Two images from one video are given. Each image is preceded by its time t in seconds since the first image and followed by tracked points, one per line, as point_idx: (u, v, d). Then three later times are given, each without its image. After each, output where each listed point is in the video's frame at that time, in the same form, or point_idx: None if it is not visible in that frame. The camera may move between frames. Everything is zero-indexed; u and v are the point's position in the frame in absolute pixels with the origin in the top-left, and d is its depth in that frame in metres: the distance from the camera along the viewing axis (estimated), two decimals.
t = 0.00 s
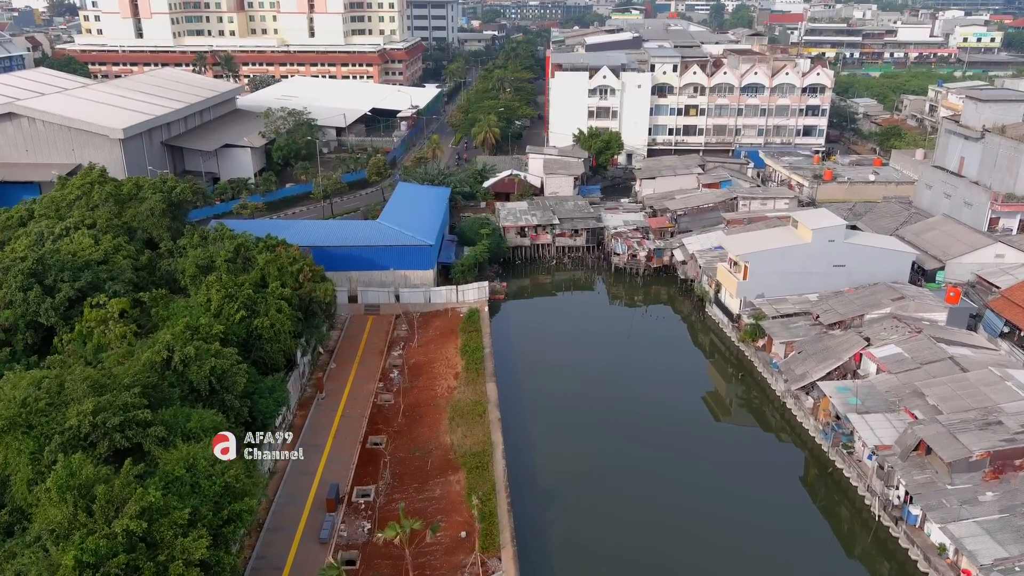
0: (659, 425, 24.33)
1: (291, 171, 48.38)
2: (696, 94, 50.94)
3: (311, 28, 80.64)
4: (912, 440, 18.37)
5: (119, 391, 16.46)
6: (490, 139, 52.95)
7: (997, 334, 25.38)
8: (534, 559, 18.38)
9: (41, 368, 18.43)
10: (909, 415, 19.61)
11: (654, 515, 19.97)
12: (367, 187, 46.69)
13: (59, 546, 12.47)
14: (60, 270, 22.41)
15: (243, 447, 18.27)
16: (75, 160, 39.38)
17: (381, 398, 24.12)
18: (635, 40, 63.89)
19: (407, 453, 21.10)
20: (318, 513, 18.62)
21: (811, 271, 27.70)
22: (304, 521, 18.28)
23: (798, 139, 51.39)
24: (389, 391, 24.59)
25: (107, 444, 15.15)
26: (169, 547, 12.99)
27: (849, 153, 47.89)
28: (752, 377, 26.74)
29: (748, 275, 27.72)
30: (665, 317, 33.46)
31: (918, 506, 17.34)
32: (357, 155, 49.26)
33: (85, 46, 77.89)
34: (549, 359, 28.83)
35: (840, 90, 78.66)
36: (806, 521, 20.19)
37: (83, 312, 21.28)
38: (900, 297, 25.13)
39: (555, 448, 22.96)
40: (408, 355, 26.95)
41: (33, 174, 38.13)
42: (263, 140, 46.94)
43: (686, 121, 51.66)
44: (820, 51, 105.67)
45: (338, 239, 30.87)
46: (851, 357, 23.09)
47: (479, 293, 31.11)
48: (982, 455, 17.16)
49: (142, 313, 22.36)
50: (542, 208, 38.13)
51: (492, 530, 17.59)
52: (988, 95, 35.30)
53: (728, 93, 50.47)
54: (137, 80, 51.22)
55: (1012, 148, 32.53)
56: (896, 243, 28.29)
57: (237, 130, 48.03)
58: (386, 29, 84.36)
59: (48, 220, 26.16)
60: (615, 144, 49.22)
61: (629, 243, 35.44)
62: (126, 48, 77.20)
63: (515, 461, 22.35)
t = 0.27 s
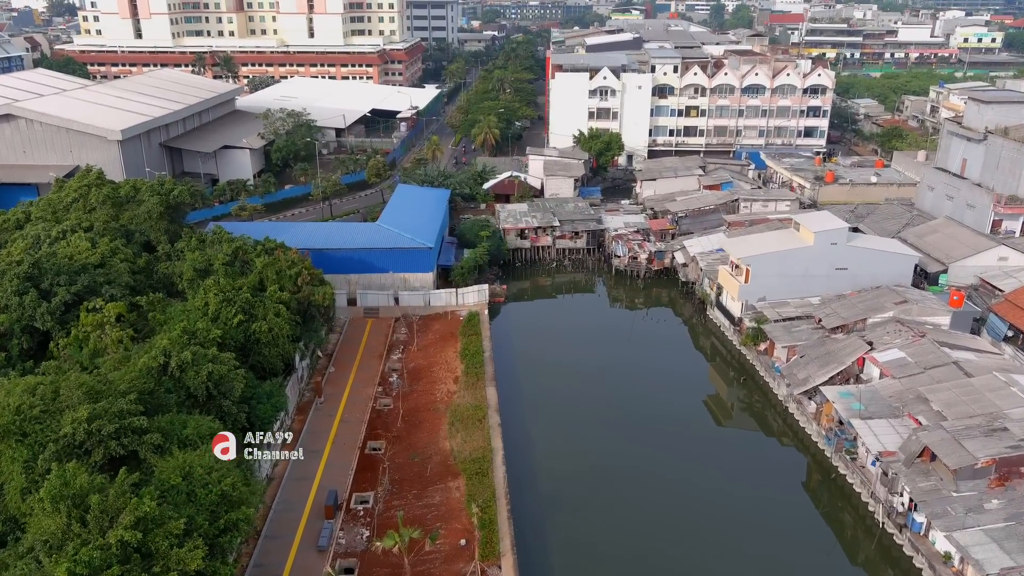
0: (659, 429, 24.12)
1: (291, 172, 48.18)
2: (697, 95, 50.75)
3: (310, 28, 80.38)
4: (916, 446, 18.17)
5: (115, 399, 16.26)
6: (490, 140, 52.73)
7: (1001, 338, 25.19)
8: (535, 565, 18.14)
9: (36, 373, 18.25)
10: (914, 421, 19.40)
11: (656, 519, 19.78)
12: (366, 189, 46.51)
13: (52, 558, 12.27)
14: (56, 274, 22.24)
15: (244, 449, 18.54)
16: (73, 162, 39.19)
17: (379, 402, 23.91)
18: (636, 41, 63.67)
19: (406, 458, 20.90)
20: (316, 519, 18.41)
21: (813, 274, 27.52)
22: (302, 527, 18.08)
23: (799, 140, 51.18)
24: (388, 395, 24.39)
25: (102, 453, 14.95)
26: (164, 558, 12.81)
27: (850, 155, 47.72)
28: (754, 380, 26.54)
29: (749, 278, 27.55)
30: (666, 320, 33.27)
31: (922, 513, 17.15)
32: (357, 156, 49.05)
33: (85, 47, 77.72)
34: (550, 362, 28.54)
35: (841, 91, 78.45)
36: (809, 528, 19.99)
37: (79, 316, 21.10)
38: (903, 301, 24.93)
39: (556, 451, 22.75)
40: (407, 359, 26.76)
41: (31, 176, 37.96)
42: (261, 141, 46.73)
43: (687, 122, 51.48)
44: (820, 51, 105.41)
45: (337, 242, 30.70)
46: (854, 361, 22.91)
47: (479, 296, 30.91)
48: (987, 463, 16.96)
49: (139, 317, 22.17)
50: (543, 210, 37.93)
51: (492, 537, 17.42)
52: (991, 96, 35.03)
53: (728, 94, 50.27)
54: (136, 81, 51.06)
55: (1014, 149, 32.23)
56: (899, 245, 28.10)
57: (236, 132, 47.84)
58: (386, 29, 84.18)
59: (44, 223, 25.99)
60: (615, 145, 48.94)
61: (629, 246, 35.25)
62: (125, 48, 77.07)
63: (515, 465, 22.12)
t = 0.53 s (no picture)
0: (661, 435, 23.87)
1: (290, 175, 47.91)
2: (698, 96, 50.54)
3: (310, 29, 80.01)
4: (922, 455, 17.91)
5: (109, 408, 16.02)
6: (490, 142, 52.41)
7: (1006, 343, 24.95)
8: None
9: (29, 381, 18.02)
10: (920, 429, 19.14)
11: (659, 529, 19.55)
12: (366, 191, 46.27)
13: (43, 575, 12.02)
14: (51, 279, 22.02)
15: (245, 449, 18.77)
16: (71, 164, 38.96)
17: (378, 408, 23.67)
18: (636, 42, 63.44)
19: (405, 467, 20.65)
20: (314, 529, 18.18)
21: (816, 278, 27.27)
22: (299, 538, 17.84)
23: (801, 141, 50.93)
24: (387, 401, 24.15)
25: (95, 464, 14.71)
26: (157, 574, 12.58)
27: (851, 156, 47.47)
28: (757, 386, 26.29)
29: (752, 282, 27.30)
30: (667, 324, 33.03)
31: (929, 523, 16.89)
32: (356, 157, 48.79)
33: (84, 47, 77.49)
34: (551, 367, 28.26)
35: (842, 92, 78.20)
36: (813, 537, 19.76)
37: (74, 322, 20.86)
38: (908, 306, 24.67)
39: (557, 459, 22.48)
40: (406, 364, 26.52)
41: (28, 177, 37.72)
42: (260, 143, 46.47)
43: (688, 124, 51.24)
44: (821, 52, 105.05)
45: (336, 245, 30.46)
46: (857, 367, 22.66)
47: (479, 300, 30.68)
48: (994, 472, 16.70)
49: (135, 323, 21.94)
50: (543, 212, 37.68)
51: (492, 548, 17.19)
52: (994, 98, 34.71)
53: (729, 95, 50.01)
54: (134, 82, 50.83)
55: (1018, 151, 31.79)
56: (902, 249, 27.85)
57: (235, 133, 47.59)
58: (385, 30, 83.89)
59: (40, 227, 25.77)
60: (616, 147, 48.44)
61: (630, 249, 35.01)
62: (124, 49, 76.83)
63: (515, 473, 21.86)
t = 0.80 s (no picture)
0: (663, 444, 23.53)
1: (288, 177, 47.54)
2: (699, 98, 50.28)
3: (309, 30, 79.50)
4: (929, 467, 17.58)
5: (101, 421, 15.68)
6: (490, 144, 51.99)
7: (1012, 350, 24.64)
8: None
9: (20, 392, 17.67)
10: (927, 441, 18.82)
11: (662, 540, 19.22)
12: (365, 194, 45.95)
13: None
14: (45, 286, 21.71)
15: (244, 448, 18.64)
16: (68, 167, 38.63)
17: (376, 417, 23.34)
18: (637, 43, 63.14)
19: (403, 477, 20.31)
20: (310, 542, 17.84)
21: (820, 284, 26.94)
22: (296, 550, 17.51)
23: (803, 144, 50.60)
24: (385, 409, 23.81)
25: (85, 479, 14.37)
26: None
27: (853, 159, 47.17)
28: (760, 394, 25.94)
29: (755, 288, 26.97)
30: (669, 329, 32.69)
31: (937, 537, 16.56)
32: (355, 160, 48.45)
33: (82, 49, 77.20)
34: (552, 373, 27.93)
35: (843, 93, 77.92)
36: (818, 549, 19.44)
37: (67, 331, 20.51)
38: (914, 313, 24.32)
39: (559, 468, 22.12)
40: (405, 371, 26.18)
41: (24, 181, 37.37)
42: (259, 146, 46.13)
43: (689, 126, 50.94)
44: (822, 53, 104.63)
45: (334, 250, 30.13)
46: (863, 376, 22.35)
47: (479, 305, 30.36)
48: (1004, 486, 16.39)
49: (129, 331, 21.60)
50: (544, 216, 37.34)
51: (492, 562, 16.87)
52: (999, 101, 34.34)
53: (731, 97, 49.67)
54: (132, 84, 50.49)
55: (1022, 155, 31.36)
56: (907, 255, 27.52)
57: (233, 135, 47.24)
58: (385, 30, 83.53)
59: (34, 233, 25.42)
60: (617, 149, 47.97)
61: (632, 253, 34.67)
62: (122, 50, 76.52)
63: (516, 483, 21.50)
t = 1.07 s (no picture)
0: (665, 454, 23.21)
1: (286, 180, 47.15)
2: (701, 100, 49.91)
3: (309, 31, 78.92)
4: (937, 481, 17.23)
5: (91, 435, 15.34)
6: (490, 146, 51.57)
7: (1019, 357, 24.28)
8: None
9: (10, 404, 17.33)
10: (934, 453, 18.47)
11: (665, 555, 18.91)
12: (364, 197, 45.62)
13: None
14: (37, 295, 21.37)
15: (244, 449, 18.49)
16: (64, 170, 38.30)
17: (374, 426, 22.99)
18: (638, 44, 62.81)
19: (402, 490, 19.96)
20: (306, 557, 17.51)
21: (824, 291, 26.58)
22: (292, 566, 17.18)
23: (805, 146, 50.24)
24: (383, 418, 23.47)
25: (74, 496, 14.01)
26: None
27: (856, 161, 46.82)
28: (764, 403, 25.58)
29: (758, 295, 26.62)
30: (671, 335, 32.37)
31: (945, 554, 16.23)
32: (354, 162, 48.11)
33: (81, 50, 76.93)
34: (552, 380, 27.61)
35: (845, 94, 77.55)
36: (824, 563, 19.09)
37: (59, 340, 20.15)
38: (920, 321, 23.95)
39: (559, 480, 21.78)
40: (404, 379, 25.84)
41: (20, 184, 37.05)
42: (257, 148, 45.76)
43: (690, 128, 50.61)
44: (823, 54, 104.22)
45: (332, 255, 29.77)
46: (868, 385, 22.00)
47: (478, 311, 30.03)
48: (1014, 501, 16.04)
49: (123, 339, 21.24)
50: (544, 220, 36.99)
51: None
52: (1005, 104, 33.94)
53: (733, 99, 49.31)
54: (129, 86, 50.13)
55: None
56: (912, 260, 27.15)
57: (231, 138, 46.86)
58: (385, 31, 83.19)
59: (27, 239, 25.07)
60: (618, 152, 47.68)
61: (633, 258, 34.31)
62: (121, 51, 76.22)
63: (516, 495, 21.16)
